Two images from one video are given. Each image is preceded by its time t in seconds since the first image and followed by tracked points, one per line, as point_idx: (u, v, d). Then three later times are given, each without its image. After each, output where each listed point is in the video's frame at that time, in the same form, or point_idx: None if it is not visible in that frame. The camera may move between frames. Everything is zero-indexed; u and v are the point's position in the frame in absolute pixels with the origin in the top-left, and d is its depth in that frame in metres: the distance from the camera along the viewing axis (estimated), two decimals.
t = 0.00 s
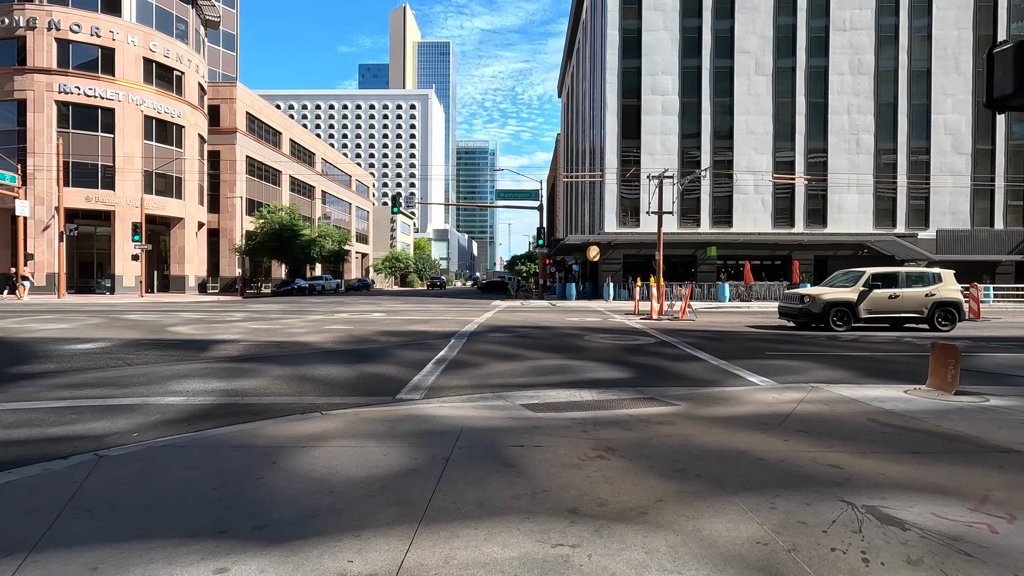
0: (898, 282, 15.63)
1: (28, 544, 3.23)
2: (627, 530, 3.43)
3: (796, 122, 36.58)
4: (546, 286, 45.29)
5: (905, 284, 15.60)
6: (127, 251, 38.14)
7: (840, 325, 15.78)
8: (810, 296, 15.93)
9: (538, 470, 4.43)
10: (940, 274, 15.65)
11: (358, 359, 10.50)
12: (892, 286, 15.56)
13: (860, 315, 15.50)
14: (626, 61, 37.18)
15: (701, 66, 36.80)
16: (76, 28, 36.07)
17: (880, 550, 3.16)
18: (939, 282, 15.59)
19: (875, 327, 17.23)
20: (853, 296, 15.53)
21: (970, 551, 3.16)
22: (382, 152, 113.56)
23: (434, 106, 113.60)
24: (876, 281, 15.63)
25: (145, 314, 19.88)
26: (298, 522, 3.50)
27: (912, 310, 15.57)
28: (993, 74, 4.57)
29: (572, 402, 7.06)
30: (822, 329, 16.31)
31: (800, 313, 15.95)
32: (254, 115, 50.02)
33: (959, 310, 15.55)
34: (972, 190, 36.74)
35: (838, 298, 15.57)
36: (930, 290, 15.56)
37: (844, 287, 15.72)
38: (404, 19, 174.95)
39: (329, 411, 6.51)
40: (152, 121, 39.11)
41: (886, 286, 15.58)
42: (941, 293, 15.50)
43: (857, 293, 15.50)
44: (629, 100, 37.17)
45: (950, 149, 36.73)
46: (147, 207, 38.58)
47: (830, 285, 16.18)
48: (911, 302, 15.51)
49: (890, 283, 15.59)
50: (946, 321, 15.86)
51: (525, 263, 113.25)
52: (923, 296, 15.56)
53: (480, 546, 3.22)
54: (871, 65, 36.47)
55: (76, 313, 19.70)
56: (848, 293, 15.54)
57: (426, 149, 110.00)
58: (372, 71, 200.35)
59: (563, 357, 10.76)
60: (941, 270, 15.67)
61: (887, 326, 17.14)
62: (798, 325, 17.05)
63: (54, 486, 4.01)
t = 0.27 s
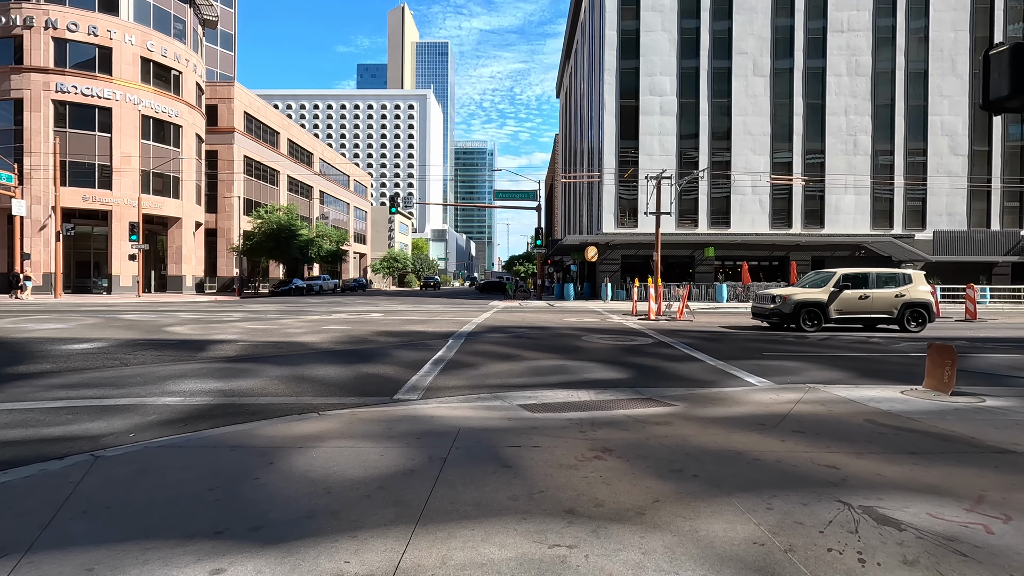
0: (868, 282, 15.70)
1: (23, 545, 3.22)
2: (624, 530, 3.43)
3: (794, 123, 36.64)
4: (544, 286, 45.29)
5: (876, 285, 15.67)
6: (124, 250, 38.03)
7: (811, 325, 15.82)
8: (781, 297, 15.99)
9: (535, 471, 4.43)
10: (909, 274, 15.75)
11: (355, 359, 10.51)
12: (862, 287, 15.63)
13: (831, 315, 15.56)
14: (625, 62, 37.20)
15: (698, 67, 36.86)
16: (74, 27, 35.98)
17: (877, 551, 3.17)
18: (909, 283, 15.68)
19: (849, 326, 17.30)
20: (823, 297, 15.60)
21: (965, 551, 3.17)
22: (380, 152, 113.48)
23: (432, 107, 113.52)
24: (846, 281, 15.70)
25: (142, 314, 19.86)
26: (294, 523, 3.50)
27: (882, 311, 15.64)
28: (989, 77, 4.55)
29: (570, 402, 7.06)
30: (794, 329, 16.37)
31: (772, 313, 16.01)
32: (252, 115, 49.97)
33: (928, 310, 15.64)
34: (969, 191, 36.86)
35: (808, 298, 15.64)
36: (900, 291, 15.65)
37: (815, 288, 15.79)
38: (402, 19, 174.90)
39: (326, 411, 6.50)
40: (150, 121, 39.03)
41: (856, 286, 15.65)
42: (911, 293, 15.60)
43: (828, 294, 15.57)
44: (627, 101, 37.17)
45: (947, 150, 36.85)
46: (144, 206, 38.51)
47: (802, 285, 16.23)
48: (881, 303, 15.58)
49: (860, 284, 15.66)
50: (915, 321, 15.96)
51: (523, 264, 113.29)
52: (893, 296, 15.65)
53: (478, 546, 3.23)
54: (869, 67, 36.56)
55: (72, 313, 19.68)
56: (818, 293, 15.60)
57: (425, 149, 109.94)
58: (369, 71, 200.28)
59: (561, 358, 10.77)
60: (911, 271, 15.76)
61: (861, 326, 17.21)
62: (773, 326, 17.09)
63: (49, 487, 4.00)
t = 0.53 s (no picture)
0: (845, 282, 15.70)
1: (24, 545, 3.22)
2: (625, 530, 3.43)
3: (795, 123, 36.61)
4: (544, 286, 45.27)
5: (853, 285, 15.68)
6: (125, 250, 38.02)
7: (787, 325, 15.87)
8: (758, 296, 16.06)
9: (536, 471, 4.43)
10: (886, 274, 15.74)
11: (356, 359, 10.52)
12: (839, 287, 15.62)
13: (807, 315, 15.57)
14: (625, 61, 37.18)
15: (699, 66, 36.86)
16: (75, 27, 36.01)
17: (878, 551, 3.17)
18: (886, 282, 15.68)
19: (827, 327, 17.30)
20: (800, 296, 15.62)
21: (968, 551, 3.17)
22: (380, 152, 113.47)
23: (433, 107, 113.50)
24: (823, 281, 15.69)
25: (143, 313, 19.90)
26: (295, 523, 3.50)
27: (859, 310, 15.63)
28: (991, 76, 4.54)
29: (570, 403, 7.05)
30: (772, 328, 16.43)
31: (749, 313, 16.09)
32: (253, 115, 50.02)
33: (905, 311, 15.61)
34: (970, 192, 36.85)
35: (784, 298, 15.69)
36: (877, 291, 15.64)
37: (792, 287, 15.82)
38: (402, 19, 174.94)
39: (327, 411, 6.49)
40: (151, 121, 39.06)
41: (833, 286, 15.64)
42: (888, 293, 15.59)
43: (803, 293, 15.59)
44: (628, 101, 37.14)
45: (948, 150, 36.82)
46: (145, 206, 38.54)
47: (779, 285, 16.27)
48: (858, 303, 15.57)
49: (837, 284, 15.65)
50: (892, 321, 15.95)
51: (523, 264, 113.36)
52: (870, 296, 15.64)
53: (479, 547, 3.22)
54: (870, 66, 36.53)
55: (73, 313, 19.72)
56: (795, 293, 15.63)
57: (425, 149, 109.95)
58: (370, 71, 200.32)
59: (562, 357, 10.77)
60: (888, 271, 15.74)
61: (839, 327, 17.20)
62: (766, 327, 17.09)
63: (50, 487, 3.99)
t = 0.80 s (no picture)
0: (823, 282, 15.69)
1: (26, 545, 3.22)
2: (627, 531, 3.43)
3: (796, 122, 36.59)
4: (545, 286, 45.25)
5: (830, 285, 15.68)
6: (126, 250, 38.02)
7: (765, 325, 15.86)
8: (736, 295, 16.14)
9: (537, 471, 4.43)
10: (865, 274, 15.74)
11: (357, 358, 10.53)
12: (817, 287, 15.62)
13: (785, 315, 15.58)
14: (626, 61, 37.16)
15: (700, 66, 36.85)
16: (76, 27, 36.03)
17: (879, 551, 3.16)
18: (864, 282, 15.71)
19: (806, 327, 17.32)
20: (778, 296, 15.64)
21: (970, 551, 3.16)
22: (381, 152, 113.49)
23: (434, 106, 113.45)
24: (801, 281, 15.69)
25: (143, 313, 19.93)
26: (297, 523, 3.50)
27: (837, 310, 15.64)
28: (993, 75, 4.53)
29: (572, 402, 7.04)
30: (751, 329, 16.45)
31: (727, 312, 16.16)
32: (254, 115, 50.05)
33: (882, 311, 15.64)
34: (971, 191, 36.81)
35: (762, 298, 15.73)
36: (854, 290, 15.66)
37: (769, 287, 15.86)
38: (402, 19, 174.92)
39: (328, 411, 6.50)
40: (152, 121, 39.08)
41: (810, 286, 15.63)
42: (865, 293, 15.63)
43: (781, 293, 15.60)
44: (629, 100, 37.12)
45: (949, 150, 36.79)
46: (146, 206, 38.55)
47: (758, 285, 16.30)
48: (835, 302, 15.59)
49: (815, 283, 15.64)
50: (869, 320, 15.98)
51: (524, 264, 113.33)
52: (848, 296, 15.65)
53: (480, 546, 3.23)
54: (871, 66, 36.49)
55: (74, 313, 19.76)
56: (773, 293, 15.64)
57: (426, 149, 109.97)
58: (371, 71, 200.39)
59: (563, 357, 10.78)
60: (867, 271, 15.75)
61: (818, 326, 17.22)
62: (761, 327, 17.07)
63: (52, 487, 4.00)
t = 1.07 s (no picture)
0: (801, 282, 15.73)
1: (26, 545, 3.22)
2: (627, 530, 3.43)
3: (795, 123, 36.62)
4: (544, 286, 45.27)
5: (808, 284, 15.71)
6: (125, 251, 37.99)
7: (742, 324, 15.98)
8: (714, 295, 16.17)
9: (537, 470, 4.44)
10: (843, 274, 15.76)
11: (357, 359, 10.53)
12: (795, 286, 15.66)
13: (763, 314, 15.63)
14: (626, 61, 37.16)
15: (699, 66, 36.87)
16: (75, 27, 36.03)
17: (879, 551, 3.17)
18: (842, 282, 15.73)
19: (786, 326, 17.34)
20: (755, 296, 15.69)
21: (969, 551, 3.16)
22: (381, 152, 113.44)
23: (433, 107, 113.39)
24: (779, 281, 15.73)
25: (143, 314, 19.95)
26: (297, 523, 3.49)
27: (815, 309, 15.66)
28: (992, 75, 4.53)
29: (571, 402, 7.04)
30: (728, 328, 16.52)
31: (705, 312, 16.20)
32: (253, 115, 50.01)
33: (860, 310, 15.70)
34: (971, 191, 36.83)
35: (739, 297, 15.77)
36: (832, 291, 15.67)
37: (746, 287, 15.90)
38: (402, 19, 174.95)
39: (328, 411, 6.49)
40: (151, 121, 39.06)
41: (788, 286, 15.67)
42: (843, 293, 15.63)
43: (759, 292, 15.66)
44: (628, 100, 37.13)
45: (949, 150, 36.79)
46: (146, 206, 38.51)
47: (735, 285, 16.34)
48: (813, 302, 15.62)
49: (793, 283, 15.68)
50: (847, 321, 16.02)
51: (523, 264, 113.34)
52: (826, 296, 15.67)
53: (480, 546, 3.23)
54: (870, 66, 36.51)
55: (74, 313, 19.78)
56: (751, 292, 15.67)
57: (426, 149, 109.96)
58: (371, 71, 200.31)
59: (562, 357, 10.79)
60: (845, 271, 15.79)
61: (799, 326, 17.24)
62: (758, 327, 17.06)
63: (52, 487, 4.00)
